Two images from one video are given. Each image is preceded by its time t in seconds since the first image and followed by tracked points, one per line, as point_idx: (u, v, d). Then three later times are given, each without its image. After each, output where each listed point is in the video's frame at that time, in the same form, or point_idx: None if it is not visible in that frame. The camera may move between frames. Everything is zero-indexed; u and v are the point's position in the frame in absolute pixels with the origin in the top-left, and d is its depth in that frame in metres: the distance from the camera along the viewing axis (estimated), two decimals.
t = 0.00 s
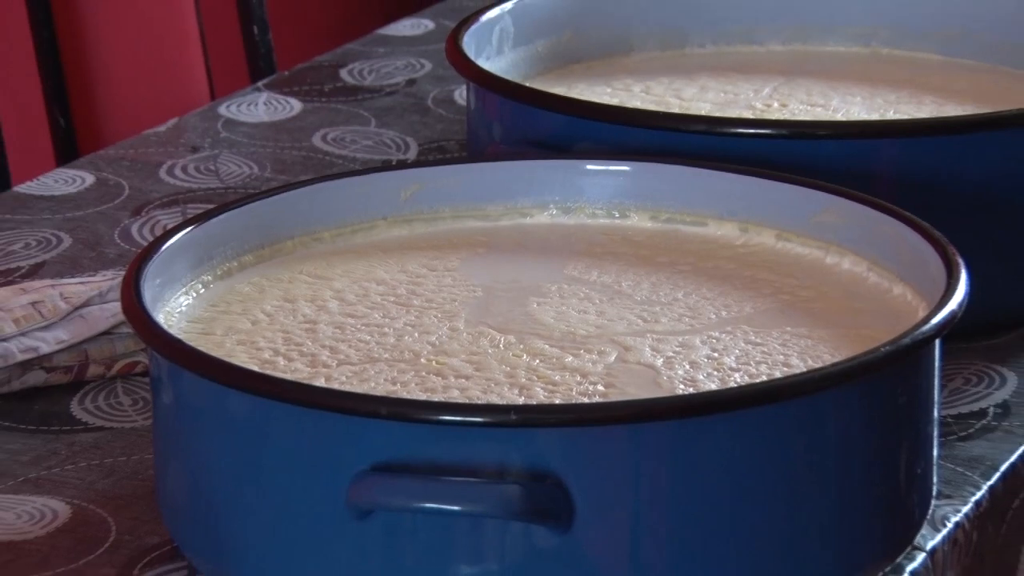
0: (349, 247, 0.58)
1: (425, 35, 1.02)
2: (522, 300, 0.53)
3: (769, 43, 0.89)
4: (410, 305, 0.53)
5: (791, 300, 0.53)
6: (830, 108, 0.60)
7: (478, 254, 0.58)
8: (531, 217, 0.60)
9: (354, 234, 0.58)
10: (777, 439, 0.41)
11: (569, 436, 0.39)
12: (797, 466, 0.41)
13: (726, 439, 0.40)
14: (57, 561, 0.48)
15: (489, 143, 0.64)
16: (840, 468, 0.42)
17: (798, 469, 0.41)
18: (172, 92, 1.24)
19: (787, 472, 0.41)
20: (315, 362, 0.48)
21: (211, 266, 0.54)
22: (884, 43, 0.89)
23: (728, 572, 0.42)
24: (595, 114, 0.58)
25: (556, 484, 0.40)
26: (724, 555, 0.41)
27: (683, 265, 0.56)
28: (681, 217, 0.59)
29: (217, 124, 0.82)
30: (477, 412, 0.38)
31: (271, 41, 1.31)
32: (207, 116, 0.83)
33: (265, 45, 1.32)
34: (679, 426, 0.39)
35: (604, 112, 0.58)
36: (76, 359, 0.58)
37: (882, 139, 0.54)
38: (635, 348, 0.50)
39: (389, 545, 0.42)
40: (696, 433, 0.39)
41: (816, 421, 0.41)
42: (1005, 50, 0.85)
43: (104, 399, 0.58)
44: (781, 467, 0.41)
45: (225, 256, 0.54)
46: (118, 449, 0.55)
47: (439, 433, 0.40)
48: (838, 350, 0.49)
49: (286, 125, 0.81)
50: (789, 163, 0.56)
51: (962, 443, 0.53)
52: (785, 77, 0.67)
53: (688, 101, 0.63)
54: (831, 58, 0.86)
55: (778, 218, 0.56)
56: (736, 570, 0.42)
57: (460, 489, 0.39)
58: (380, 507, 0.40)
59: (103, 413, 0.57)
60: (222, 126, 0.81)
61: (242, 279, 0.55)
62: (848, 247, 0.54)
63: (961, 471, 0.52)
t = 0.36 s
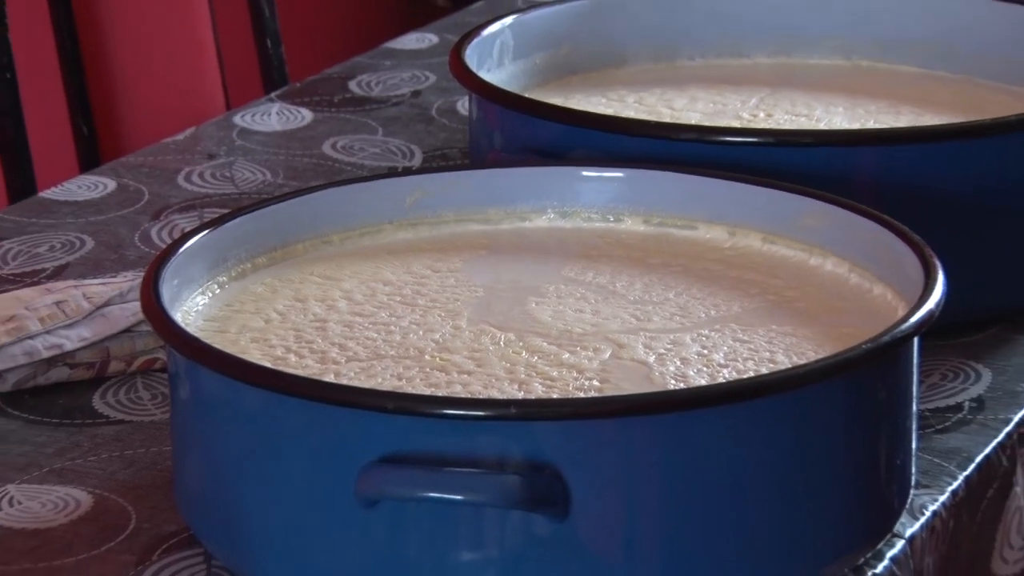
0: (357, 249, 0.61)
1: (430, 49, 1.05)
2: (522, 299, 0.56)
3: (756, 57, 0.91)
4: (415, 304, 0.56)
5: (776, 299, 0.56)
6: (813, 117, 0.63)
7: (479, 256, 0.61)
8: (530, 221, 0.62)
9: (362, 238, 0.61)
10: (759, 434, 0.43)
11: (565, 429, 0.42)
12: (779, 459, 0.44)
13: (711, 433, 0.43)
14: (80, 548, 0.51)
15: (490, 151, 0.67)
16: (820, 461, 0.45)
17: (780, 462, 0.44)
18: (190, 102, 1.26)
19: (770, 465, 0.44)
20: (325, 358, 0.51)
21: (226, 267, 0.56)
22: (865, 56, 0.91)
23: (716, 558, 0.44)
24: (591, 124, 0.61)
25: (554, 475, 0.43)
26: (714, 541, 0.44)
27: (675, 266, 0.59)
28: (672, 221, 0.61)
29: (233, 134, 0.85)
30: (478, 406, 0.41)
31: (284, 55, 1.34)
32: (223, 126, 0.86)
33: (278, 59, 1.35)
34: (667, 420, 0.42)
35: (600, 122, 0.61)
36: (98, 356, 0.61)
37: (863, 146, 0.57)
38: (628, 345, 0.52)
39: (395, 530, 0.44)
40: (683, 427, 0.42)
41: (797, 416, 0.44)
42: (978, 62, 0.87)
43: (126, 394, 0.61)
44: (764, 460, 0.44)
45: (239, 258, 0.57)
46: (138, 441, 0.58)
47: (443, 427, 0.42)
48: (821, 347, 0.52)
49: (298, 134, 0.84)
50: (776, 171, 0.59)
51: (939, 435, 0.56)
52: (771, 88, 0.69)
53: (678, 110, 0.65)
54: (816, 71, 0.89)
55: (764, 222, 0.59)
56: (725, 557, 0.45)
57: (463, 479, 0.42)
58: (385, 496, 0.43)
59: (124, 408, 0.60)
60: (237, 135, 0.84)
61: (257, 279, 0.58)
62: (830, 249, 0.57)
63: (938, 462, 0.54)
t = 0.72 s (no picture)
0: (364, 252, 0.64)
1: (434, 61, 1.08)
2: (521, 300, 0.59)
3: (743, 69, 0.94)
4: (420, 304, 0.59)
5: (763, 299, 0.59)
6: (797, 126, 0.66)
7: (481, 258, 0.64)
8: (529, 225, 0.66)
9: (369, 240, 0.64)
10: (744, 428, 0.46)
11: (561, 422, 0.45)
12: (763, 452, 0.47)
13: (698, 427, 0.45)
14: (99, 536, 0.54)
15: (491, 157, 0.71)
16: (803, 455, 0.48)
17: (765, 455, 0.47)
18: (211, 105, 1.28)
19: (754, 457, 0.47)
20: (334, 355, 0.54)
21: (240, 269, 0.59)
22: (847, 68, 0.93)
23: (703, 546, 0.47)
24: (589, 133, 0.64)
25: (552, 466, 0.45)
26: (701, 530, 0.47)
27: (667, 268, 0.62)
28: (664, 225, 0.64)
29: (246, 141, 0.88)
30: (481, 400, 0.44)
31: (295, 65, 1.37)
32: (237, 133, 0.89)
33: (292, 70, 1.35)
34: (657, 415, 0.45)
35: (596, 131, 0.64)
36: (119, 353, 0.64)
37: (846, 154, 0.60)
38: (622, 342, 0.55)
39: (401, 518, 0.47)
40: (672, 421, 0.45)
41: (780, 412, 0.47)
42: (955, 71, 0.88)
43: (144, 389, 0.64)
44: (749, 453, 0.47)
45: (253, 260, 0.60)
46: (156, 434, 0.61)
47: (447, 421, 0.45)
48: (805, 344, 0.54)
49: (309, 142, 0.87)
50: (764, 177, 0.62)
51: (917, 428, 0.59)
52: (757, 99, 0.72)
53: (669, 120, 0.68)
54: (801, 83, 0.92)
55: (751, 226, 0.62)
56: (711, 545, 0.47)
57: (466, 470, 0.45)
58: (391, 486, 0.46)
59: (142, 402, 0.63)
60: (251, 143, 0.87)
61: (270, 279, 0.61)
62: (814, 252, 0.60)
63: (917, 454, 0.57)
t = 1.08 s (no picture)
0: (371, 253, 0.67)
1: (438, 73, 1.11)
2: (520, 300, 0.62)
3: (732, 80, 0.97)
4: (424, 304, 0.62)
5: (751, 299, 0.61)
6: (783, 134, 0.69)
7: (483, 259, 0.67)
8: (528, 228, 0.69)
9: (376, 243, 0.67)
10: (730, 422, 0.49)
11: (558, 416, 0.48)
12: (749, 445, 0.50)
13: (687, 421, 0.48)
14: (119, 524, 0.57)
15: (491, 163, 0.74)
16: (787, 448, 0.51)
17: (750, 448, 0.50)
18: (225, 116, 1.34)
19: (740, 451, 0.50)
20: (342, 352, 0.57)
21: (253, 270, 0.62)
22: (831, 79, 0.96)
23: (692, 534, 0.50)
24: (586, 141, 0.67)
25: (549, 458, 0.48)
26: (689, 518, 0.50)
27: (660, 269, 0.65)
28: (657, 228, 0.67)
29: (259, 149, 0.91)
30: (482, 395, 0.47)
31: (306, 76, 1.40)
32: (250, 141, 0.92)
33: (302, 80, 1.38)
34: (647, 409, 0.48)
35: (592, 139, 0.67)
36: (138, 349, 0.68)
37: (831, 160, 0.63)
38: (616, 339, 0.58)
39: (407, 507, 0.50)
40: (662, 416, 0.48)
41: (764, 407, 0.49)
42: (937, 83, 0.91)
43: (162, 384, 0.67)
44: (735, 446, 0.49)
45: (266, 261, 0.63)
46: (174, 427, 0.64)
47: (450, 415, 0.48)
48: (791, 342, 0.57)
49: (319, 150, 0.90)
50: (753, 183, 0.65)
51: (898, 421, 0.62)
52: (746, 109, 0.75)
53: (661, 128, 0.72)
54: (786, 95, 0.95)
55: (739, 229, 0.65)
56: (699, 533, 0.50)
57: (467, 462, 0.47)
58: (397, 477, 0.48)
59: (159, 397, 0.66)
60: (264, 150, 0.90)
61: (282, 279, 0.64)
62: (798, 253, 0.63)
63: (897, 446, 0.60)
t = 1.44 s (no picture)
0: (378, 255, 0.70)
1: (442, 84, 1.14)
2: (519, 300, 0.65)
3: (721, 90, 1.00)
4: (429, 304, 0.65)
5: (740, 299, 0.64)
6: (770, 142, 0.73)
7: (485, 260, 0.70)
8: (527, 231, 0.72)
9: (382, 245, 0.70)
10: (719, 417, 0.52)
11: (556, 411, 0.50)
12: (736, 439, 0.53)
13: (677, 416, 0.51)
14: (137, 513, 0.60)
15: (492, 170, 0.77)
16: (773, 441, 0.54)
17: (738, 442, 0.53)
18: (236, 123, 1.37)
19: (728, 444, 0.52)
20: (350, 349, 0.60)
21: (265, 271, 0.65)
22: (816, 90, 0.99)
23: (681, 522, 0.53)
24: (583, 149, 0.70)
25: (547, 450, 0.51)
26: (679, 507, 0.53)
27: (652, 271, 0.68)
28: (650, 232, 0.71)
29: (271, 155, 0.94)
30: (483, 391, 0.50)
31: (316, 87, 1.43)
32: (262, 148, 0.96)
33: (311, 91, 1.42)
34: (640, 404, 0.50)
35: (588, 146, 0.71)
36: (155, 347, 0.71)
37: (816, 167, 0.66)
38: (611, 337, 0.61)
39: (412, 497, 0.53)
40: (654, 410, 0.51)
41: (751, 402, 0.52)
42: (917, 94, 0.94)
43: (178, 380, 0.70)
44: (723, 440, 0.52)
45: (277, 263, 0.66)
46: (189, 421, 0.67)
47: (454, 410, 0.51)
48: (778, 339, 0.60)
49: (328, 157, 0.94)
50: (742, 188, 0.68)
51: (880, 415, 0.65)
52: (735, 118, 0.78)
53: (654, 136, 0.75)
54: (772, 106, 0.97)
55: (728, 233, 0.68)
56: (688, 521, 0.53)
57: (470, 455, 0.50)
58: (404, 469, 0.51)
59: (176, 392, 0.69)
60: (275, 157, 0.93)
61: (292, 279, 0.67)
62: (785, 256, 0.66)
63: (879, 439, 0.63)
